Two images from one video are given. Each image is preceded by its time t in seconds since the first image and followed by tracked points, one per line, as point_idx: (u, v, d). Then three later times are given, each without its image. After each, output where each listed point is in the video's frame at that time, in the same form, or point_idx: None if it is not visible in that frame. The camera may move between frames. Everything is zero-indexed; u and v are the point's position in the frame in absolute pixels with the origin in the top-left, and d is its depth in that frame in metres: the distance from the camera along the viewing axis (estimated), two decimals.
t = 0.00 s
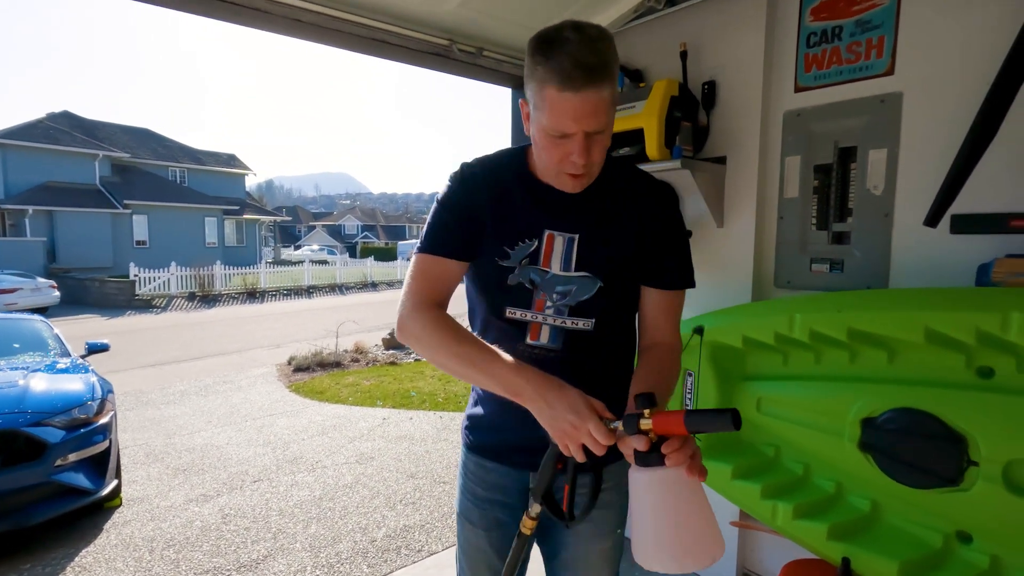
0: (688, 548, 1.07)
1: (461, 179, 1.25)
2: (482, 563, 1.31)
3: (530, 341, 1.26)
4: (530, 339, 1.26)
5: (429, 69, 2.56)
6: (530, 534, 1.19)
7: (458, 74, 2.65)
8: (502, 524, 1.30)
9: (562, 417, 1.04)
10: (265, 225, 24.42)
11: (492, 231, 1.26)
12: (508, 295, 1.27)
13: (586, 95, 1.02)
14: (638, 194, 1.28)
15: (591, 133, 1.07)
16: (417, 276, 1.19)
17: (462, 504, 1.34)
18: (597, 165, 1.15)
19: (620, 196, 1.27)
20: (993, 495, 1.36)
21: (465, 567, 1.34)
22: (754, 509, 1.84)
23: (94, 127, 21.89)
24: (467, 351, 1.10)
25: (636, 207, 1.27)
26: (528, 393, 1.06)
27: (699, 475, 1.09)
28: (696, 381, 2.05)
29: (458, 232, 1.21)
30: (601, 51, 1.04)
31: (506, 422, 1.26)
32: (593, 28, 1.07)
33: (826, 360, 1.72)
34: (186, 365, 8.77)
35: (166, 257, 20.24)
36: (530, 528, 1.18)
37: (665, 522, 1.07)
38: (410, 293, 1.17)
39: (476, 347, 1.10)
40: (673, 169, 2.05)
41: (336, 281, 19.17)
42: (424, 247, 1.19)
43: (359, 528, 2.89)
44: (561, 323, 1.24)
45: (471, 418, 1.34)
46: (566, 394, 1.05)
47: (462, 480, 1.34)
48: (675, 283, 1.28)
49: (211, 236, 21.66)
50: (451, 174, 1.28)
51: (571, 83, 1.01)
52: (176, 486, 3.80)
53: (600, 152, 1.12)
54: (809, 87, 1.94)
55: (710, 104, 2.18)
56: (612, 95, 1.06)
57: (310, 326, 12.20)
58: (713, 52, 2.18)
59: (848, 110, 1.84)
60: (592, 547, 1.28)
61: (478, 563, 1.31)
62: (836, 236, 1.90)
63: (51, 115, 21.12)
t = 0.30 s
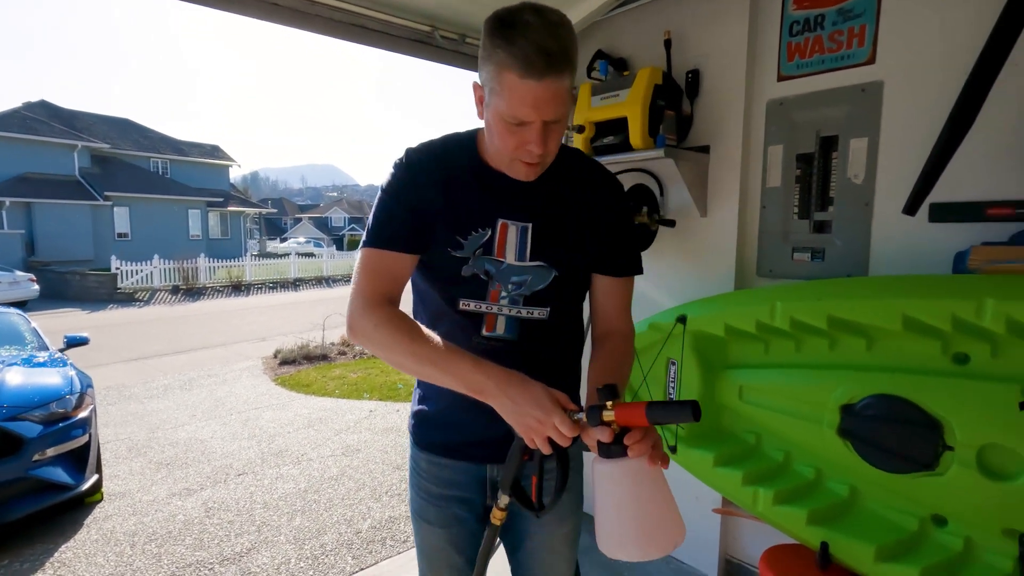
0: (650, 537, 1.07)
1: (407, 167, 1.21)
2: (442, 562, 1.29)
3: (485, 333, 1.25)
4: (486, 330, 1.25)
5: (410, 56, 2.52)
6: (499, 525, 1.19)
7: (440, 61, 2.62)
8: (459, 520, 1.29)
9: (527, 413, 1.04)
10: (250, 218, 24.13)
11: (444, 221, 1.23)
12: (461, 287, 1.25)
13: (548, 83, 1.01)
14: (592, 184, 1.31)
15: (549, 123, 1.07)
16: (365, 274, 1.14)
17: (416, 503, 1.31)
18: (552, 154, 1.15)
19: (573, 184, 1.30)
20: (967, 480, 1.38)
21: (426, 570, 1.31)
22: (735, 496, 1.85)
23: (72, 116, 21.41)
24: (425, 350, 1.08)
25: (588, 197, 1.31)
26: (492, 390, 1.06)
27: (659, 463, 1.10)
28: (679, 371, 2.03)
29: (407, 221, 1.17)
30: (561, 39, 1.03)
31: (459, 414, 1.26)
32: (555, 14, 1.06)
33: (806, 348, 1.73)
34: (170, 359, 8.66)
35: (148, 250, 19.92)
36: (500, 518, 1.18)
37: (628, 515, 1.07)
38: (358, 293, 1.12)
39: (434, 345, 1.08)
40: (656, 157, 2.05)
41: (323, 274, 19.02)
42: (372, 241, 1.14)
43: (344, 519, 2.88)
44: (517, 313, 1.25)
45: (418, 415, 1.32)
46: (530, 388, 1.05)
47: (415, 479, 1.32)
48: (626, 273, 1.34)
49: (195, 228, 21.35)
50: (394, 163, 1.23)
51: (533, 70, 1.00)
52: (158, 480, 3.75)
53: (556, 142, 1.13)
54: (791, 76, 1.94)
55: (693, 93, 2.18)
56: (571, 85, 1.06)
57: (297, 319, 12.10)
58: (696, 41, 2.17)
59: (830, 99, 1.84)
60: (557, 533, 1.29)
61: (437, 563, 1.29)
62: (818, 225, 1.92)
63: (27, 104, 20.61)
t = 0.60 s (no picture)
0: (623, 520, 1.07)
1: (372, 152, 1.18)
2: (410, 554, 1.28)
3: (451, 325, 1.25)
4: (453, 323, 1.25)
5: (393, 44, 2.49)
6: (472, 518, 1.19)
7: (423, 50, 2.59)
8: (424, 511, 1.28)
9: (502, 404, 1.05)
10: (236, 211, 23.87)
11: (411, 210, 1.21)
12: (426, 278, 1.24)
13: (518, 77, 1.01)
14: (557, 173, 1.32)
15: (518, 115, 1.07)
16: (331, 268, 1.11)
17: (381, 495, 1.31)
18: (520, 147, 1.15)
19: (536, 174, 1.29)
20: (942, 464, 1.41)
21: (394, 563, 1.30)
22: (717, 484, 1.86)
23: (52, 107, 20.99)
24: (397, 343, 1.07)
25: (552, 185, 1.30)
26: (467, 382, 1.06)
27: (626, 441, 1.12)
28: (662, 360, 2.04)
29: (372, 207, 1.14)
30: (530, 31, 1.02)
31: (425, 405, 1.26)
32: (524, 3, 1.05)
33: (786, 336, 1.74)
34: (154, 354, 8.56)
35: (133, 244, 19.65)
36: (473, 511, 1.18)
37: (603, 498, 1.07)
38: (324, 289, 1.10)
39: (404, 339, 1.08)
40: (639, 147, 2.04)
41: (311, 268, 18.90)
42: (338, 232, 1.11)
43: (330, 511, 2.87)
44: (484, 306, 1.25)
45: (379, 408, 1.31)
46: (503, 379, 1.06)
47: (379, 473, 1.31)
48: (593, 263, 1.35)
49: (180, 221, 21.08)
50: (360, 147, 1.20)
51: (502, 62, 0.99)
52: (142, 475, 3.72)
53: (524, 134, 1.13)
54: (773, 65, 1.95)
55: (677, 83, 2.18)
56: (540, 78, 1.06)
57: (284, 313, 12.01)
58: (679, 31, 2.17)
59: (811, 89, 1.85)
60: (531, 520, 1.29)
61: (405, 555, 1.29)
62: (799, 215, 1.93)
63: (6, 95, 20.18)
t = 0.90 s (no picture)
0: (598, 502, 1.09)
1: (353, 132, 1.16)
2: (388, 544, 1.27)
3: (432, 311, 1.24)
4: (434, 309, 1.24)
5: (380, 31, 2.46)
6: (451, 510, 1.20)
7: (411, 36, 2.56)
8: (400, 500, 1.27)
9: (478, 399, 1.05)
10: (227, 205, 23.69)
11: (390, 193, 1.19)
12: (408, 263, 1.22)
13: (509, 64, 0.99)
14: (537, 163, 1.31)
15: (506, 103, 1.05)
16: (307, 255, 1.09)
17: (358, 485, 1.29)
18: (507, 133, 1.14)
19: (518, 163, 1.28)
20: (926, 447, 1.41)
21: (373, 554, 1.29)
22: (705, 470, 1.86)
23: (38, 100, 20.70)
24: (374, 335, 1.07)
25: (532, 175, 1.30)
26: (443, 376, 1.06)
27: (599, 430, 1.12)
28: (650, 347, 2.03)
29: (349, 190, 1.11)
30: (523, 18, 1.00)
31: (405, 392, 1.24)
32: None
33: (774, 322, 1.74)
34: (144, 348, 8.50)
35: (122, 238, 19.47)
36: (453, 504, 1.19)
37: (577, 487, 1.08)
38: (302, 276, 1.08)
39: (382, 331, 1.07)
40: (628, 133, 2.03)
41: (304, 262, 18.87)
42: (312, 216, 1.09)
43: (319, 502, 2.86)
44: (466, 293, 1.25)
45: (355, 395, 1.29)
46: (480, 373, 1.05)
47: (355, 464, 1.30)
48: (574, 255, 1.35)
49: (170, 216, 20.90)
50: (338, 126, 1.18)
51: (493, 49, 0.97)
52: (131, 468, 3.69)
53: (512, 121, 1.11)
54: (762, 51, 1.94)
55: (666, 70, 2.17)
56: (531, 65, 1.04)
57: (276, 307, 11.95)
58: (668, 17, 2.16)
59: (799, 75, 1.85)
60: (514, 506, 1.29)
61: (383, 545, 1.28)
62: (787, 202, 1.93)
63: None
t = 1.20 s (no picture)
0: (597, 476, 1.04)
1: (348, 130, 1.16)
2: (395, 535, 1.27)
3: (434, 303, 1.24)
4: (435, 301, 1.24)
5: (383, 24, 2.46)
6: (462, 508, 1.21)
7: (414, 30, 2.55)
8: (407, 491, 1.27)
9: (458, 388, 1.06)
10: (231, 201, 23.74)
11: (386, 188, 1.19)
12: (407, 257, 1.22)
13: (501, 47, 0.98)
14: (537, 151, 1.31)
15: (499, 87, 1.05)
16: (309, 252, 1.14)
17: (365, 476, 1.30)
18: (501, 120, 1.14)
19: (518, 152, 1.28)
20: (931, 441, 1.41)
21: (381, 547, 1.29)
22: (708, 463, 1.86)
23: (43, 96, 20.76)
24: (365, 329, 1.10)
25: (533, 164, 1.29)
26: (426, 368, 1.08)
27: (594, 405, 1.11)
28: (654, 341, 2.03)
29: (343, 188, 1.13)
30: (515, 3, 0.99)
31: (409, 384, 1.25)
32: None
33: (778, 315, 1.74)
34: (149, 344, 8.54)
35: (127, 234, 19.53)
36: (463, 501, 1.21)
37: (574, 461, 1.04)
38: (307, 275, 1.14)
39: (372, 327, 1.10)
40: (632, 126, 2.02)
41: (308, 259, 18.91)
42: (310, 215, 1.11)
43: (324, 496, 2.87)
44: (467, 284, 1.24)
45: (361, 387, 1.30)
46: (460, 365, 1.07)
47: (362, 457, 1.30)
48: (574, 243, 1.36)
49: (175, 212, 20.97)
50: (333, 123, 1.17)
51: (485, 32, 0.96)
52: (136, 462, 3.71)
53: (505, 108, 1.11)
54: (768, 44, 1.93)
55: (671, 63, 2.16)
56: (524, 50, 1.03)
57: (280, 303, 11.98)
58: (673, 9, 2.15)
59: (805, 67, 1.83)
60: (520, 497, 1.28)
61: (391, 537, 1.28)
62: (791, 195, 1.92)
63: None
